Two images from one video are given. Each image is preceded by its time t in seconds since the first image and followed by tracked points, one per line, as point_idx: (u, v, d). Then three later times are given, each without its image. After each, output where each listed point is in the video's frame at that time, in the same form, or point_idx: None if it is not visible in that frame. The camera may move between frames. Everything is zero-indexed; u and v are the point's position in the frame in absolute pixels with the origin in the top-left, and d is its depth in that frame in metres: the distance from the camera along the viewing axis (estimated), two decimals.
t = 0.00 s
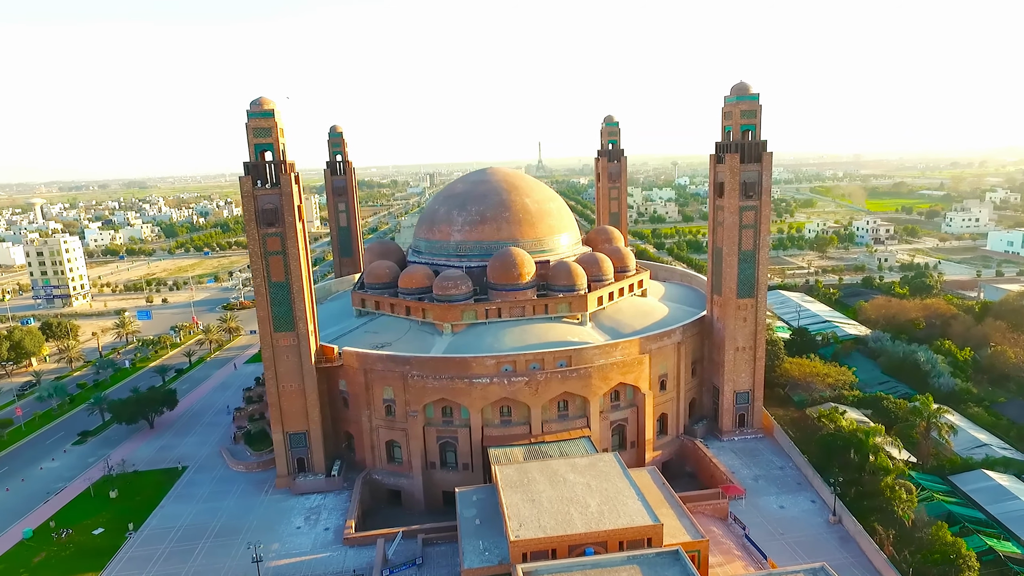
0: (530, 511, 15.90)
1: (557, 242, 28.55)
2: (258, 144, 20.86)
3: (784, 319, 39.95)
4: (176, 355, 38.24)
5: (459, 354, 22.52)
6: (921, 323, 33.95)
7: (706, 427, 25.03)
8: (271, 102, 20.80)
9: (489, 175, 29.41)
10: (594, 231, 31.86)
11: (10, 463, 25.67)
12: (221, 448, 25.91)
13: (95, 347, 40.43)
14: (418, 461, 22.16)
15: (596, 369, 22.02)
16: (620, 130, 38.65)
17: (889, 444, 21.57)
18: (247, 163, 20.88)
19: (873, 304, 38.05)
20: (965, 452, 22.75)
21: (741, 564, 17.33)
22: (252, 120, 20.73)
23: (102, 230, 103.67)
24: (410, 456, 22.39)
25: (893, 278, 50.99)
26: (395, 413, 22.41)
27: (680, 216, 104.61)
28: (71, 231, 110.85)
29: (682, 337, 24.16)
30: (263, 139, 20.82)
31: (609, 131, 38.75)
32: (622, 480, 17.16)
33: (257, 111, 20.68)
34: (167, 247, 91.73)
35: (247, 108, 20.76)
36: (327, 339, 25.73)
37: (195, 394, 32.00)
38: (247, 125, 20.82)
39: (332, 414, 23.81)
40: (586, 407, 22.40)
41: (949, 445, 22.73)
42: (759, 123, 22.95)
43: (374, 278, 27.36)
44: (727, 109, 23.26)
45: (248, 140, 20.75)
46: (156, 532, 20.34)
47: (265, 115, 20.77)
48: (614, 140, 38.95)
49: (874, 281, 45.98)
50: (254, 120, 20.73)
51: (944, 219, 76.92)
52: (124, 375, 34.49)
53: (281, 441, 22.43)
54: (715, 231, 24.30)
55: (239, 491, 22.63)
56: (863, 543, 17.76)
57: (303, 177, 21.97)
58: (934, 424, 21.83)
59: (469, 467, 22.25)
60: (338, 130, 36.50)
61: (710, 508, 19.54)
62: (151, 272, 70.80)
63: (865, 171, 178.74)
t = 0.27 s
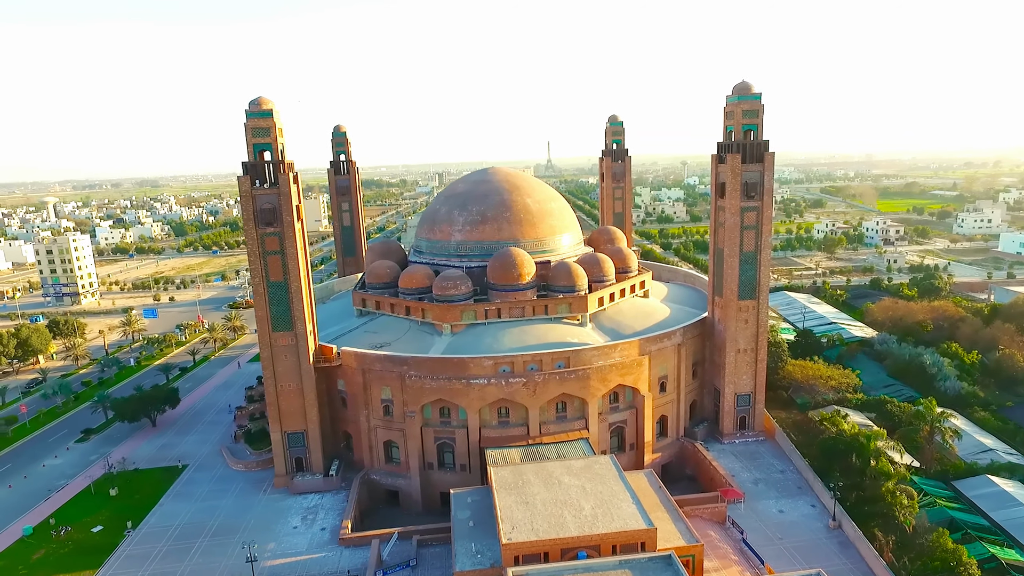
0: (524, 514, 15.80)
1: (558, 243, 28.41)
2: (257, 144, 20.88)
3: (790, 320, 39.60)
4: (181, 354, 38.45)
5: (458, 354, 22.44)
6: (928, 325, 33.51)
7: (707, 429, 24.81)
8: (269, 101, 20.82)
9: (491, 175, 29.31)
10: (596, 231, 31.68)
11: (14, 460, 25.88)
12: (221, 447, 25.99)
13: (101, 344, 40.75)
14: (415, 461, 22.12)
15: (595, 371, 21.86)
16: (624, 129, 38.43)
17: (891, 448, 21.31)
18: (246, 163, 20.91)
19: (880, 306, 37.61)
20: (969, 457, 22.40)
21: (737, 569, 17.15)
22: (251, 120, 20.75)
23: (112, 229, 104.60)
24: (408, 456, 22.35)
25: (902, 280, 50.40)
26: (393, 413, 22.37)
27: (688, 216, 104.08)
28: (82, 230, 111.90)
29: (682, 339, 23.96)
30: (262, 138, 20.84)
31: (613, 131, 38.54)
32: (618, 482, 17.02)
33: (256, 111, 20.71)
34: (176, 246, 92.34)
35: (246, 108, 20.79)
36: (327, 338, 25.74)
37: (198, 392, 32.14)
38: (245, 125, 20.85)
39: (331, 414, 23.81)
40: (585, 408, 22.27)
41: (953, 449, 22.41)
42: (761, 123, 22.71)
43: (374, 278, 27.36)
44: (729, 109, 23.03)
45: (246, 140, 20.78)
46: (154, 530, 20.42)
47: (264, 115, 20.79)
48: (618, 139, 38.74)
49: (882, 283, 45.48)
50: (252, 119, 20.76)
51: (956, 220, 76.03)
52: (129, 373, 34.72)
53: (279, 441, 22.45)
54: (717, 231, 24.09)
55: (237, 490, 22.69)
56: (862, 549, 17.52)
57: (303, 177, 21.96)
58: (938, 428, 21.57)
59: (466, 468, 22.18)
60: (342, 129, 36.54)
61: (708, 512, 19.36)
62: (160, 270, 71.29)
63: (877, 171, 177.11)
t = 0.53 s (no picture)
0: (517, 516, 15.72)
1: (559, 243, 28.30)
2: (255, 144, 20.90)
3: (794, 321, 39.30)
4: (184, 353, 38.60)
5: (455, 355, 22.38)
6: (934, 327, 33.18)
7: (707, 431, 24.64)
8: (267, 101, 20.84)
9: (491, 174, 29.21)
10: (598, 232, 31.52)
11: (16, 457, 26.05)
12: (221, 446, 26.05)
13: (106, 343, 40.98)
14: (413, 461, 22.08)
15: (593, 372, 21.74)
16: (627, 129, 38.25)
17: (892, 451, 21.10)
18: (244, 163, 20.93)
19: (885, 308, 37.26)
20: (973, 461, 22.14)
21: (733, 573, 17.01)
22: (249, 119, 20.77)
23: (120, 227, 105.28)
24: (405, 456, 22.32)
25: (909, 281, 49.99)
26: (391, 413, 22.35)
27: (695, 216, 103.63)
28: (91, 229, 112.74)
29: (682, 340, 23.81)
30: (260, 138, 20.86)
31: (616, 130, 38.37)
32: (613, 485, 16.91)
33: (254, 111, 20.73)
34: (184, 245, 92.84)
35: (244, 108, 20.82)
36: (326, 338, 25.75)
37: (199, 391, 32.24)
38: (243, 125, 20.87)
39: (329, 414, 23.82)
40: (583, 410, 22.15)
41: (955, 452, 21.99)
42: (762, 123, 22.52)
43: (374, 278, 27.34)
44: (729, 109, 22.84)
45: (244, 140, 20.80)
46: (151, 528, 20.49)
47: (261, 114, 20.81)
48: (621, 139, 38.58)
49: (888, 284, 45.11)
50: (250, 119, 20.78)
51: (965, 221, 75.31)
52: (132, 372, 34.89)
53: (277, 440, 22.47)
54: (717, 232, 23.91)
55: (235, 489, 22.73)
56: (861, 554, 17.34)
57: (301, 177, 21.97)
58: (941, 432, 21.48)
59: (463, 469, 22.12)
60: (344, 129, 36.56)
61: (705, 515, 19.22)
62: (166, 269, 71.68)
63: (886, 171, 175.82)
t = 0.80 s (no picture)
0: (509, 518, 15.62)
1: (559, 243, 28.18)
2: (252, 143, 20.89)
3: (797, 322, 39.01)
4: (187, 351, 38.77)
5: (452, 355, 22.31)
6: (939, 329, 32.80)
7: (706, 433, 24.45)
8: (264, 101, 20.84)
9: (491, 174, 29.10)
10: (599, 232, 31.36)
11: (17, 455, 26.21)
12: (220, 445, 26.11)
13: (109, 341, 41.21)
14: (409, 462, 22.03)
15: (589, 373, 21.61)
16: (630, 128, 38.03)
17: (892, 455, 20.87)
18: (241, 163, 20.93)
19: (890, 309, 36.88)
20: (975, 466, 21.84)
21: None
22: (246, 119, 20.76)
23: (128, 226, 106.01)
24: (402, 457, 22.27)
25: (916, 282, 49.49)
26: (387, 413, 22.31)
27: (701, 216, 103.15)
28: (100, 227, 113.54)
29: (681, 342, 23.63)
30: (257, 138, 20.85)
31: (619, 130, 38.16)
32: (606, 488, 16.78)
33: (251, 110, 20.73)
34: (190, 243, 93.35)
35: (241, 107, 20.82)
36: (324, 338, 25.75)
37: (200, 390, 32.33)
38: (240, 124, 20.87)
39: (326, 414, 23.81)
40: (579, 411, 22.03)
41: (957, 457, 21.61)
42: (762, 122, 22.31)
43: (373, 278, 27.31)
44: (729, 108, 22.62)
45: (241, 139, 20.80)
46: (147, 527, 20.54)
47: (258, 114, 20.81)
48: (624, 139, 38.35)
49: (894, 285, 44.68)
50: (247, 119, 20.77)
51: (975, 221, 74.50)
52: (134, 370, 35.06)
53: (274, 440, 22.47)
54: (717, 233, 23.71)
55: (232, 488, 22.76)
56: (858, 559, 17.13)
57: (298, 177, 21.96)
58: (941, 436, 21.17)
59: (460, 470, 22.05)
60: (346, 128, 36.54)
61: (701, 518, 19.08)
62: (173, 267, 72.11)
63: (896, 171, 174.39)
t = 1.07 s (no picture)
0: (501, 520, 15.54)
1: (558, 243, 28.06)
2: (249, 143, 20.88)
3: (800, 323, 38.74)
4: (188, 350, 38.88)
5: (449, 356, 22.24)
6: (943, 331, 32.47)
7: (705, 435, 24.29)
8: (261, 100, 20.80)
9: (491, 174, 29.01)
10: (599, 232, 31.21)
11: (18, 452, 26.35)
12: (218, 444, 26.14)
13: (113, 339, 41.40)
14: (405, 462, 21.99)
15: (586, 374, 21.50)
16: (632, 128, 37.86)
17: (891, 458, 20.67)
18: (238, 162, 20.90)
19: (894, 310, 36.55)
20: (976, 470, 21.59)
21: None
22: (243, 118, 20.74)
23: (135, 225, 106.62)
24: (398, 457, 22.23)
25: (921, 283, 49.06)
26: (383, 414, 22.27)
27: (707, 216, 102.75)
28: (106, 226, 114.21)
29: (679, 343, 23.47)
30: (253, 137, 20.82)
31: (621, 129, 37.98)
32: (600, 490, 16.67)
33: (248, 110, 20.70)
34: (196, 242, 93.73)
35: (238, 107, 20.80)
36: (323, 338, 25.73)
37: (201, 388, 32.40)
38: (237, 124, 20.84)
39: (323, 413, 23.79)
40: (576, 412, 21.92)
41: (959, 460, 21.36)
42: (761, 122, 22.13)
43: (372, 277, 27.28)
44: (729, 108, 22.43)
45: (238, 138, 20.77)
46: (143, 526, 20.59)
47: (255, 113, 20.78)
48: (626, 138, 38.18)
49: (899, 286, 44.31)
50: (244, 118, 20.74)
51: (983, 222, 73.86)
52: (136, 369, 35.19)
53: (271, 439, 22.46)
54: (716, 233, 23.53)
55: (229, 487, 22.78)
56: (855, 563, 16.96)
57: (295, 176, 21.93)
58: (942, 439, 20.75)
59: (456, 471, 21.99)
60: (348, 128, 36.55)
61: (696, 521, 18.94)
62: (178, 266, 72.41)
63: (904, 171, 173.22)
